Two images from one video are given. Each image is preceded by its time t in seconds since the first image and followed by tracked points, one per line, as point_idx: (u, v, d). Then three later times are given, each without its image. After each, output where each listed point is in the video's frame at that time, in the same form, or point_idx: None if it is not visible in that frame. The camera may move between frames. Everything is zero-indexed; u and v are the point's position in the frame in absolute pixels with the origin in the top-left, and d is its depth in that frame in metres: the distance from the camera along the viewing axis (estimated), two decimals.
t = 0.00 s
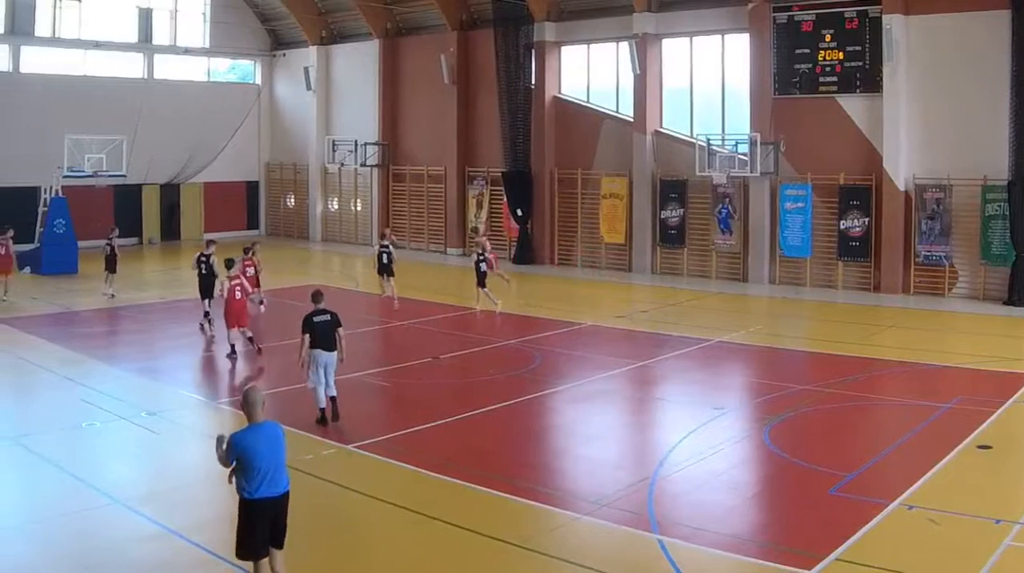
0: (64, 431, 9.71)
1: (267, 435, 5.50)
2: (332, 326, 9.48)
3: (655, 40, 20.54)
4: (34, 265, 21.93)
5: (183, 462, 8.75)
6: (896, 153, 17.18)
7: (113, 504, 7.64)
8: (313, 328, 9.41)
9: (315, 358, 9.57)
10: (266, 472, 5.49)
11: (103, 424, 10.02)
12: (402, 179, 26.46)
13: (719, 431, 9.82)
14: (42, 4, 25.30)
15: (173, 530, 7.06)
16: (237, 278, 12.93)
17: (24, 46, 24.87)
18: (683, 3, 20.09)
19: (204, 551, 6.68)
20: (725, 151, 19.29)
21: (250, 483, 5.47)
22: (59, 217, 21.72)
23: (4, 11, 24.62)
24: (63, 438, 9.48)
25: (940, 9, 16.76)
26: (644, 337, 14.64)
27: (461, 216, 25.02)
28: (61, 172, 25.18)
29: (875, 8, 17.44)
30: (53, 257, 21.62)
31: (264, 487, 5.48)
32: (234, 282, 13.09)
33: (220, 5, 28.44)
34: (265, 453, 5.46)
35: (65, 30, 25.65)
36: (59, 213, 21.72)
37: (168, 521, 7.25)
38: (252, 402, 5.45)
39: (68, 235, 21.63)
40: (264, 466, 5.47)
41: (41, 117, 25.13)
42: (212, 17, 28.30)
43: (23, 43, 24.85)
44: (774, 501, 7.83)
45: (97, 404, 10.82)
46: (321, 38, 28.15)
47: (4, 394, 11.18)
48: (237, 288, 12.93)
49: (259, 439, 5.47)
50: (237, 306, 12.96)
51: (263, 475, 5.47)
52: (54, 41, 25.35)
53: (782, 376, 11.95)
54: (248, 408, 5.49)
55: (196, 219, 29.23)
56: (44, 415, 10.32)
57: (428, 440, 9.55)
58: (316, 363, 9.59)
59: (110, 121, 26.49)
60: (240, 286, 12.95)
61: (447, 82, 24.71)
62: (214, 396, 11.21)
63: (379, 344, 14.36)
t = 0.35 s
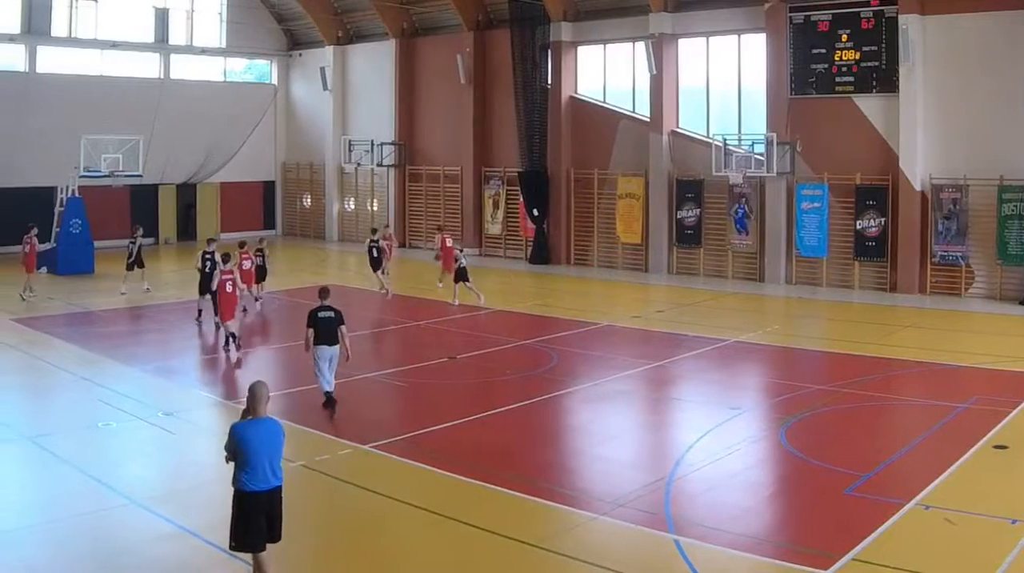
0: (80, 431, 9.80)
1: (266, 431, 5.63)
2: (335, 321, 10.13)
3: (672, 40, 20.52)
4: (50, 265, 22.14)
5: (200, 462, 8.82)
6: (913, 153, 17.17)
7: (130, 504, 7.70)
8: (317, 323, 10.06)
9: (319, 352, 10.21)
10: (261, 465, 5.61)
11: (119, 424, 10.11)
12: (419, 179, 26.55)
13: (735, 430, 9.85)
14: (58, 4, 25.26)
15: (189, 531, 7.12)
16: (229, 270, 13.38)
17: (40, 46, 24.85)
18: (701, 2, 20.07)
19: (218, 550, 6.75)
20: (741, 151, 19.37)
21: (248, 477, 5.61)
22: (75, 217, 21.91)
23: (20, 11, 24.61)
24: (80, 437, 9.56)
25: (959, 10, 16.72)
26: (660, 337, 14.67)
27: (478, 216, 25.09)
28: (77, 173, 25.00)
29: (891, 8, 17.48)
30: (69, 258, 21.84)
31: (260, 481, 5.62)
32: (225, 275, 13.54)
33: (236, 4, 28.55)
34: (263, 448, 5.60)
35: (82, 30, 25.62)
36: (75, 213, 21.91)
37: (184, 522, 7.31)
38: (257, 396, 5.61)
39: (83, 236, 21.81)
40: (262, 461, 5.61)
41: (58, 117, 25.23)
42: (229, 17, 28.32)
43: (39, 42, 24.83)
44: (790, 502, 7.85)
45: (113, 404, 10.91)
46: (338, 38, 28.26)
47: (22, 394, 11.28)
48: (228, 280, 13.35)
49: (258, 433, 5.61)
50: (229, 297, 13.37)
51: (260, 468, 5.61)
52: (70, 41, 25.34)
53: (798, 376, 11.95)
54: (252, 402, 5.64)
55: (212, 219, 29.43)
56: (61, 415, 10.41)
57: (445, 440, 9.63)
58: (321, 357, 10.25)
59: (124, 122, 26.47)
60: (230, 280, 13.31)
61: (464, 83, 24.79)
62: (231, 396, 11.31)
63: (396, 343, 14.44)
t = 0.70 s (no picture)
0: (97, 431, 9.89)
1: (269, 421, 5.78)
2: (338, 316, 10.35)
3: (689, 40, 20.53)
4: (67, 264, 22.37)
5: (215, 463, 8.88)
6: (929, 153, 17.12)
7: (146, 504, 7.75)
8: (321, 317, 10.25)
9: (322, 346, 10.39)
10: (264, 455, 5.73)
11: (135, 424, 10.20)
12: (435, 179, 26.66)
13: (751, 431, 9.87)
14: (75, 5, 25.51)
15: (205, 530, 7.17)
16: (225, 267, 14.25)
17: (56, 46, 25.02)
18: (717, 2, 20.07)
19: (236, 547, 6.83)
20: (758, 152, 19.17)
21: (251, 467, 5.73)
22: (91, 217, 22.08)
23: (38, 11, 24.81)
24: (96, 437, 9.65)
25: (977, 10, 16.69)
26: (677, 337, 14.69)
27: (494, 216, 25.16)
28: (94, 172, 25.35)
29: (908, 8, 17.43)
30: (86, 258, 22.04)
31: (264, 471, 5.75)
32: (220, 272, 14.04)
33: (253, 5, 28.75)
34: (266, 437, 5.73)
35: (98, 30, 25.85)
36: (90, 213, 22.03)
37: (200, 522, 7.36)
38: (259, 387, 5.80)
39: (100, 236, 22.09)
40: (266, 451, 5.73)
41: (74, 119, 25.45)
42: (245, 17, 28.56)
43: (55, 43, 25.00)
44: (807, 502, 7.87)
45: (129, 404, 11.03)
46: (354, 38, 28.39)
47: (38, 394, 11.40)
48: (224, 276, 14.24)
49: (261, 422, 5.76)
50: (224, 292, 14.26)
51: (265, 459, 5.72)
52: (87, 41, 25.54)
53: (814, 376, 11.95)
54: (256, 392, 5.83)
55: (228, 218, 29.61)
56: (78, 414, 10.51)
57: (462, 440, 9.70)
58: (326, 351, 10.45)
59: (142, 122, 26.61)
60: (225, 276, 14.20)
61: (480, 83, 24.88)
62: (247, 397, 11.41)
63: (412, 344, 14.53)
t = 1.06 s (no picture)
0: (114, 431, 9.97)
1: (265, 418, 5.87)
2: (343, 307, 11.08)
3: (705, 40, 20.55)
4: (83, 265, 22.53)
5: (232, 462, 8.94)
6: (944, 153, 17.10)
7: (162, 504, 7.79)
8: (325, 309, 10.96)
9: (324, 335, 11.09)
10: (262, 452, 5.82)
11: (152, 424, 10.29)
12: (451, 179, 26.75)
13: (768, 431, 9.89)
14: (92, 5, 25.80)
15: (222, 530, 7.20)
16: (230, 265, 14.94)
17: (73, 46, 25.39)
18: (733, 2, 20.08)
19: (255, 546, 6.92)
20: (774, 151, 19.14)
21: (250, 463, 5.84)
22: (108, 217, 22.42)
23: (54, 11, 25.17)
24: (112, 437, 9.72)
25: (994, 10, 16.69)
26: (693, 337, 14.70)
27: (511, 216, 25.22)
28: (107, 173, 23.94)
29: (925, 8, 17.39)
30: (105, 257, 22.30)
31: (262, 467, 5.85)
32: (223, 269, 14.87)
33: (269, 5, 28.97)
34: (262, 433, 5.82)
35: (114, 31, 26.17)
36: (107, 213, 22.33)
37: (217, 522, 7.40)
38: (254, 384, 5.87)
39: (116, 234, 22.31)
40: (263, 448, 5.83)
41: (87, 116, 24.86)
42: (261, 17, 28.78)
43: (71, 42, 25.34)
44: (824, 502, 7.89)
45: (145, 405, 11.12)
46: (371, 38, 28.54)
47: (55, 394, 11.50)
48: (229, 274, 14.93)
49: (256, 420, 5.84)
50: (228, 289, 14.92)
51: (264, 455, 5.82)
52: (103, 41, 25.86)
53: (831, 376, 11.95)
54: (250, 389, 5.90)
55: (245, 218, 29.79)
56: (94, 415, 10.61)
57: (479, 440, 9.77)
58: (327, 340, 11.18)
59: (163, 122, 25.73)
60: (229, 274, 14.88)
61: (497, 82, 24.96)
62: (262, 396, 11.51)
63: (429, 344, 14.61)
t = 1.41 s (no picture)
0: (130, 431, 10.07)
1: (260, 413, 6.09)
2: (349, 302, 11.62)
3: (721, 40, 20.54)
4: (100, 265, 22.79)
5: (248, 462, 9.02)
6: (961, 153, 17.08)
7: (178, 504, 7.85)
8: (332, 302, 11.55)
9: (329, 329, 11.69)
10: (259, 446, 6.04)
11: (168, 424, 10.40)
12: (468, 179, 26.84)
13: (785, 431, 9.91)
14: (108, 5, 25.89)
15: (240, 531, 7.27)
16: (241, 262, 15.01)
17: (89, 46, 25.49)
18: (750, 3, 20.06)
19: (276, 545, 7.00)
20: (791, 151, 19.15)
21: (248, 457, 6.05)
22: (124, 216, 22.42)
23: (71, 10, 25.26)
24: (128, 437, 9.82)
25: (1011, 10, 16.66)
26: (709, 337, 14.72)
27: (527, 216, 25.27)
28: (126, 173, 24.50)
29: (941, 8, 17.36)
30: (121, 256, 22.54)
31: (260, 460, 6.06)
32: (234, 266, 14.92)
33: (286, 5, 29.13)
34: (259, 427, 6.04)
35: (130, 31, 26.26)
36: (123, 213, 22.33)
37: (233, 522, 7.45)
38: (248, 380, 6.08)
39: (134, 234, 22.50)
40: (259, 442, 6.04)
41: (102, 118, 25.08)
42: (277, 17, 28.95)
43: (87, 42, 25.46)
44: (841, 502, 7.92)
45: (161, 405, 11.23)
46: (387, 39, 28.66)
47: (72, 395, 11.62)
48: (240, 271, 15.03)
49: (253, 415, 6.06)
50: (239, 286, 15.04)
51: (265, 447, 6.04)
52: (119, 41, 25.97)
53: (848, 376, 11.95)
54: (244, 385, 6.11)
55: (261, 218, 29.95)
56: (111, 415, 10.71)
57: (496, 440, 9.83)
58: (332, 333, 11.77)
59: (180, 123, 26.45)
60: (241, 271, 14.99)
61: (513, 82, 25.04)
62: (276, 396, 11.63)
63: (444, 344, 14.70)
